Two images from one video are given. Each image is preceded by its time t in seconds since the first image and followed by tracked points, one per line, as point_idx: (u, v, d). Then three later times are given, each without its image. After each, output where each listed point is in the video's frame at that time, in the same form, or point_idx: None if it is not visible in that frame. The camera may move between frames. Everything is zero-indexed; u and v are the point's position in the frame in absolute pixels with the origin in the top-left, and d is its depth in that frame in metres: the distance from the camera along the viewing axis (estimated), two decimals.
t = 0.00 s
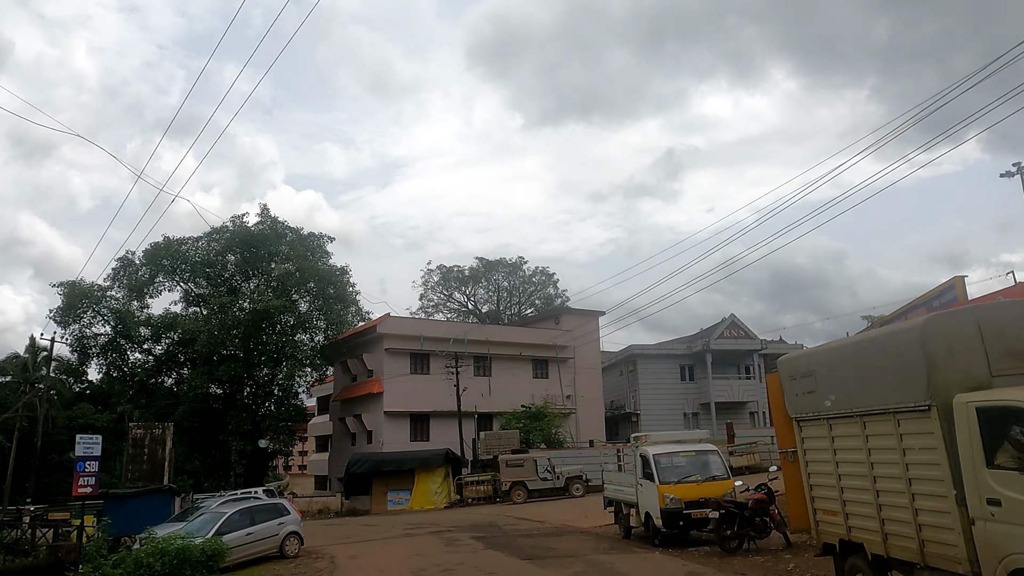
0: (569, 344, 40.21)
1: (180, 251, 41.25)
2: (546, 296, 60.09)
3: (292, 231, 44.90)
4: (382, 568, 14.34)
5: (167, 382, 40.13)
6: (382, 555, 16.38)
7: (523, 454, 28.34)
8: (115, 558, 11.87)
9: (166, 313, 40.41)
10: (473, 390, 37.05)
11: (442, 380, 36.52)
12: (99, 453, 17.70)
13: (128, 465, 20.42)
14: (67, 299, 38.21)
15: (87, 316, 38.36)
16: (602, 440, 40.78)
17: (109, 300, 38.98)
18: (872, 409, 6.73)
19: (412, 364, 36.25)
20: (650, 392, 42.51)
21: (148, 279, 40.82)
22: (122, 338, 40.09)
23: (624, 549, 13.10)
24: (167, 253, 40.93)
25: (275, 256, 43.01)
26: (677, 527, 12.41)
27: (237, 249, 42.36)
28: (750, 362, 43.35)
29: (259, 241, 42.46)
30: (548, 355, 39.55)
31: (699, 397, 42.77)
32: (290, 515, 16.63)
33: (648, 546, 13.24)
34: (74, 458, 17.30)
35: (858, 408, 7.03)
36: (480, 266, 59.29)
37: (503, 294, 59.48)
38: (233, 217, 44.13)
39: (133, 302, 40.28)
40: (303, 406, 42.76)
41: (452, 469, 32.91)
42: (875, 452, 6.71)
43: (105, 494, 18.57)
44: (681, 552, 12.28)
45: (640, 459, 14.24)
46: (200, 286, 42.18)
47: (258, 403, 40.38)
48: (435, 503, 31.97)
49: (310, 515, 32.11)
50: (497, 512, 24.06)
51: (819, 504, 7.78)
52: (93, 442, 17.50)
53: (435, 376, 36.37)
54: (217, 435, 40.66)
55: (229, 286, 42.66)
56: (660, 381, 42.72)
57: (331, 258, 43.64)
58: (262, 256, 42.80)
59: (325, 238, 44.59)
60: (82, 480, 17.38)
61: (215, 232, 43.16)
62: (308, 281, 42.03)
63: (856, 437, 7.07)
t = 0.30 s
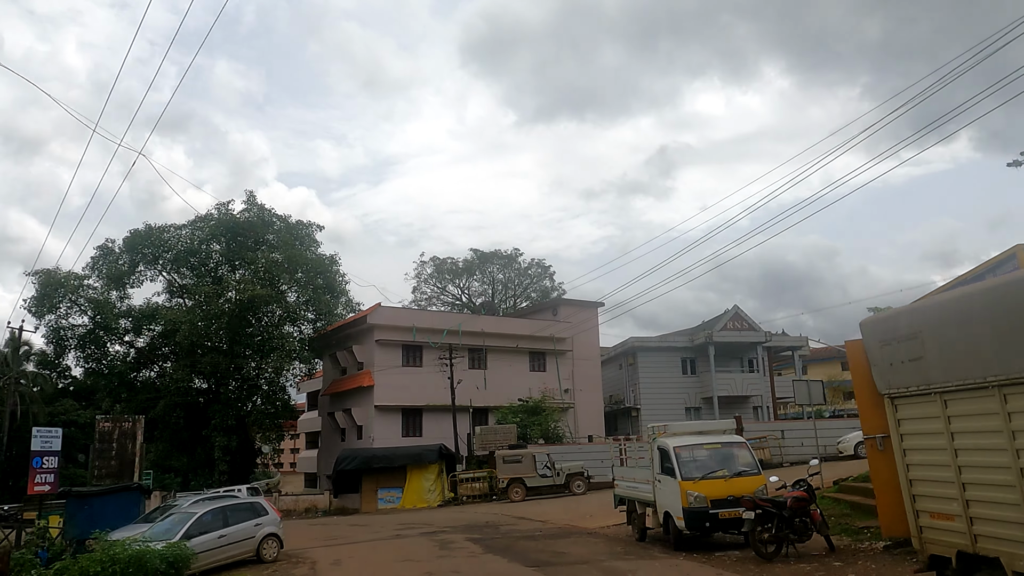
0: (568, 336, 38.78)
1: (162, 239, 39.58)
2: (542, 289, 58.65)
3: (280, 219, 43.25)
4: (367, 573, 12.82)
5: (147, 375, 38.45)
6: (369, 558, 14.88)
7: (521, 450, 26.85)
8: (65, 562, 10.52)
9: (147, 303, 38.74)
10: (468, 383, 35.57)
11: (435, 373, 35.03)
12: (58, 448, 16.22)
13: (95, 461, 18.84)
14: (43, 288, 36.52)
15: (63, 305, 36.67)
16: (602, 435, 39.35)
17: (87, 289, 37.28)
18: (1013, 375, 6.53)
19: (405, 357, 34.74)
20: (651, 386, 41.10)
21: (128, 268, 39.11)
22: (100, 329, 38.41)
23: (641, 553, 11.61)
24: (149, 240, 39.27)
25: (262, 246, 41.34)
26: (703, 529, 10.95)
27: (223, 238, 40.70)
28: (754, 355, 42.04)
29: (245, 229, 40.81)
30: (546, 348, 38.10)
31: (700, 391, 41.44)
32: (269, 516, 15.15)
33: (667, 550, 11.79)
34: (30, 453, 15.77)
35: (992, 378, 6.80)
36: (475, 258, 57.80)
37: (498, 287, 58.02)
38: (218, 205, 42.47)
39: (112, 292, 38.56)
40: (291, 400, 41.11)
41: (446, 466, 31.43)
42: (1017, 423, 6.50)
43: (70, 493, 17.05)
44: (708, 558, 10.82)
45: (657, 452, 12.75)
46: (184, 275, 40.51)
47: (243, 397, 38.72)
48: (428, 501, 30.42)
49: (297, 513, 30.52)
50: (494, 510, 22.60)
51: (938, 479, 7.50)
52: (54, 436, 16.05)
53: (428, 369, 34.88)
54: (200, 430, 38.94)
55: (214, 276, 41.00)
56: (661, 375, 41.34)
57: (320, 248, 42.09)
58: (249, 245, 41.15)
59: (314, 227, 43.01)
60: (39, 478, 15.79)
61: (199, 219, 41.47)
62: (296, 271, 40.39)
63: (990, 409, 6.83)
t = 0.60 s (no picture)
0: (565, 326, 37.39)
1: (142, 224, 37.87)
2: (537, 280, 57.24)
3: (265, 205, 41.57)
4: None
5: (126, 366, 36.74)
6: (355, 561, 13.41)
7: (518, 443, 25.47)
8: None
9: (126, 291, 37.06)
10: (462, 375, 34.13)
11: (427, 364, 33.58)
12: (12, 441, 14.76)
13: (57, 454, 17.34)
14: (15, 275, 34.86)
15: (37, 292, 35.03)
16: (600, 429, 38.01)
17: (62, 276, 35.63)
18: None
19: (396, 347, 33.25)
20: (651, 378, 39.79)
21: (107, 255, 37.44)
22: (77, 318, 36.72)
23: (662, 557, 10.21)
24: (127, 226, 37.58)
25: (247, 232, 39.66)
26: (736, 529, 9.56)
27: (205, 223, 39.04)
28: (756, 346, 40.84)
29: (229, 214, 39.14)
30: (542, 339, 36.70)
31: (702, 383, 40.20)
32: (243, 514, 13.73)
33: (691, 553, 10.41)
34: None
35: None
36: (468, 248, 56.31)
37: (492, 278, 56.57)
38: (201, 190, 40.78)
39: (89, 279, 36.89)
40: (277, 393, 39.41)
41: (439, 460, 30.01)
42: None
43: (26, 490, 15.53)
44: (742, 563, 9.45)
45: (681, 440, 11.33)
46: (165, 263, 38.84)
47: (226, 389, 37.00)
48: (419, 497, 28.99)
49: (282, 510, 29.03)
50: (490, 507, 21.20)
51: None
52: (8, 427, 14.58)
53: (420, 360, 33.42)
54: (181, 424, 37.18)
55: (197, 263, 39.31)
56: (661, 367, 40.03)
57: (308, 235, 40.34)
58: (233, 231, 39.47)
59: (301, 214, 41.18)
60: None
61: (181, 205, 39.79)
62: (282, 258, 38.72)
63: None
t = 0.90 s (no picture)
0: (566, 319, 36.00)
1: (125, 212, 36.32)
2: (536, 274, 55.87)
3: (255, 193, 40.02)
4: None
5: (109, 360, 35.28)
6: (341, 567, 11.99)
7: (518, 439, 24.02)
8: None
9: (108, 282, 35.55)
10: (458, 369, 32.70)
11: (423, 358, 32.14)
12: None
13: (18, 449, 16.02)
14: None
15: (13, 282, 33.58)
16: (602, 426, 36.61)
17: (40, 265, 34.17)
18: None
19: (389, 339, 31.79)
20: (655, 373, 38.43)
21: (88, 244, 35.91)
22: (56, 309, 35.16)
23: (695, 567, 8.79)
24: (109, 213, 36.02)
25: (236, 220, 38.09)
26: (785, 536, 8.14)
27: (192, 211, 37.51)
28: (763, 341, 39.54)
29: (217, 202, 37.65)
30: (542, 332, 35.30)
31: (707, 379, 38.86)
32: (215, 516, 12.34)
33: (726, 564, 9.01)
34: None
35: None
36: (465, 242, 54.89)
37: (490, 272, 55.14)
38: (188, 177, 39.19)
39: (69, 269, 35.39)
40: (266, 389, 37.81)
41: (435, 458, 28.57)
42: None
43: None
44: None
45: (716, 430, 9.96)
46: (150, 252, 37.30)
47: (211, 384, 35.43)
48: (414, 497, 27.54)
49: (269, 511, 27.59)
50: (489, 508, 19.80)
51: None
52: None
53: (415, 353, 31.97)
54: (165, 420, 35.59)
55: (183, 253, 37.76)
56: (665, 361, 38.67)
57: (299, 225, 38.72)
58: (221, 219, 37.95)
59: (293, 203, 39.43)
60: None
61: (167, 192, 38.23)
62: (272, 248, 37.17)
63: None
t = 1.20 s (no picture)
0: (566, 312, 34.61)
1: (106, 198, 34.78)
2: (534, 269, 54.51)
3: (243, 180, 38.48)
4: None
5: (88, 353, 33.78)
6: None
7: (517, 435, 22.63)
8: None
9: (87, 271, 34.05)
10: (454, 363, 31.30)
11: (417, 352, 30.72)
12: None
13: None
14: None
15: None
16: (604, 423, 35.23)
17: (15, 253, 32.68)
18: None
19: (382, 332, 30.35)
20: (657, 369, 37.06)
21: (67, 231, 34.41)
22: (32, 299, 33.65)
23: None
24: (88, 199, 34.51)
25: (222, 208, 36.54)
26: (851, 544, 6.75)
27: (177, 198, 35.96)
28: (769, 336, 38.23)
29: (202, 189, 36.10)
30: (542, 325, 33.91)
31: (711, 375, 37.51)
32: (182, 518, 10.96)
33: None
34: None
35: None
36: (461, 235, 53.50)
37: (486, 266, 53.75)
38: (173, 163, 37.63)
39: (47, 257, 33.89)
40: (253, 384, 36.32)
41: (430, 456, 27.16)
42: None
43: None
44: None
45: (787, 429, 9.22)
46: (132, 241, 35.78)
47: (194, 378, 33.93)
48: (407, 496, 26.10)
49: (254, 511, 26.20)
50: (488, 509, 18.40)
51: None
52: None
53: (408, 347, 30.56)
54: (147, 417, 34.08)
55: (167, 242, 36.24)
56: (668, 357, 37.34)
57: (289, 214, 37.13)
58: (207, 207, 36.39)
59: (282, 191, 37.82)
60: None
61: (151, 178, 36.70)
62: (260, 238, 35.67)
63: None
